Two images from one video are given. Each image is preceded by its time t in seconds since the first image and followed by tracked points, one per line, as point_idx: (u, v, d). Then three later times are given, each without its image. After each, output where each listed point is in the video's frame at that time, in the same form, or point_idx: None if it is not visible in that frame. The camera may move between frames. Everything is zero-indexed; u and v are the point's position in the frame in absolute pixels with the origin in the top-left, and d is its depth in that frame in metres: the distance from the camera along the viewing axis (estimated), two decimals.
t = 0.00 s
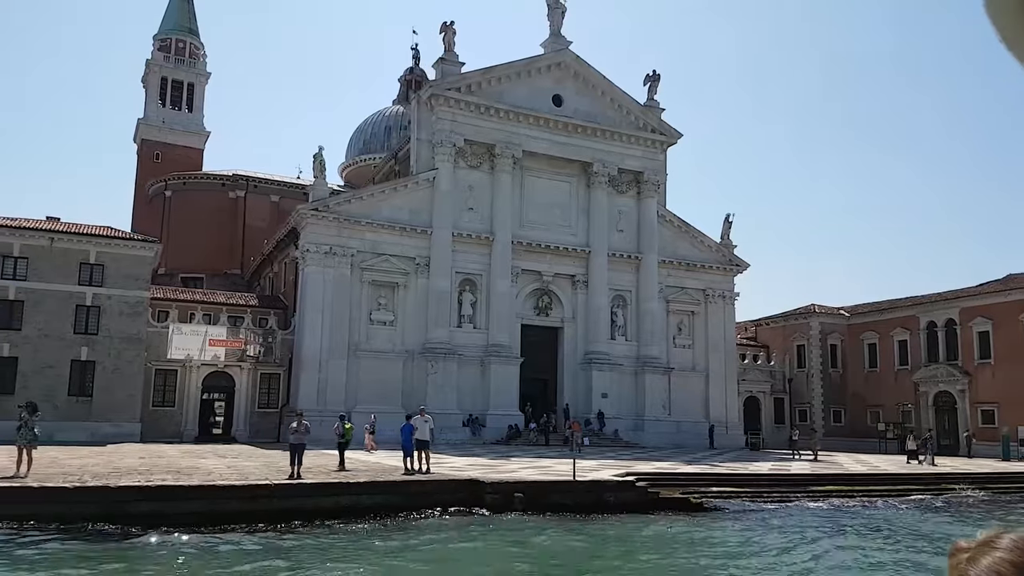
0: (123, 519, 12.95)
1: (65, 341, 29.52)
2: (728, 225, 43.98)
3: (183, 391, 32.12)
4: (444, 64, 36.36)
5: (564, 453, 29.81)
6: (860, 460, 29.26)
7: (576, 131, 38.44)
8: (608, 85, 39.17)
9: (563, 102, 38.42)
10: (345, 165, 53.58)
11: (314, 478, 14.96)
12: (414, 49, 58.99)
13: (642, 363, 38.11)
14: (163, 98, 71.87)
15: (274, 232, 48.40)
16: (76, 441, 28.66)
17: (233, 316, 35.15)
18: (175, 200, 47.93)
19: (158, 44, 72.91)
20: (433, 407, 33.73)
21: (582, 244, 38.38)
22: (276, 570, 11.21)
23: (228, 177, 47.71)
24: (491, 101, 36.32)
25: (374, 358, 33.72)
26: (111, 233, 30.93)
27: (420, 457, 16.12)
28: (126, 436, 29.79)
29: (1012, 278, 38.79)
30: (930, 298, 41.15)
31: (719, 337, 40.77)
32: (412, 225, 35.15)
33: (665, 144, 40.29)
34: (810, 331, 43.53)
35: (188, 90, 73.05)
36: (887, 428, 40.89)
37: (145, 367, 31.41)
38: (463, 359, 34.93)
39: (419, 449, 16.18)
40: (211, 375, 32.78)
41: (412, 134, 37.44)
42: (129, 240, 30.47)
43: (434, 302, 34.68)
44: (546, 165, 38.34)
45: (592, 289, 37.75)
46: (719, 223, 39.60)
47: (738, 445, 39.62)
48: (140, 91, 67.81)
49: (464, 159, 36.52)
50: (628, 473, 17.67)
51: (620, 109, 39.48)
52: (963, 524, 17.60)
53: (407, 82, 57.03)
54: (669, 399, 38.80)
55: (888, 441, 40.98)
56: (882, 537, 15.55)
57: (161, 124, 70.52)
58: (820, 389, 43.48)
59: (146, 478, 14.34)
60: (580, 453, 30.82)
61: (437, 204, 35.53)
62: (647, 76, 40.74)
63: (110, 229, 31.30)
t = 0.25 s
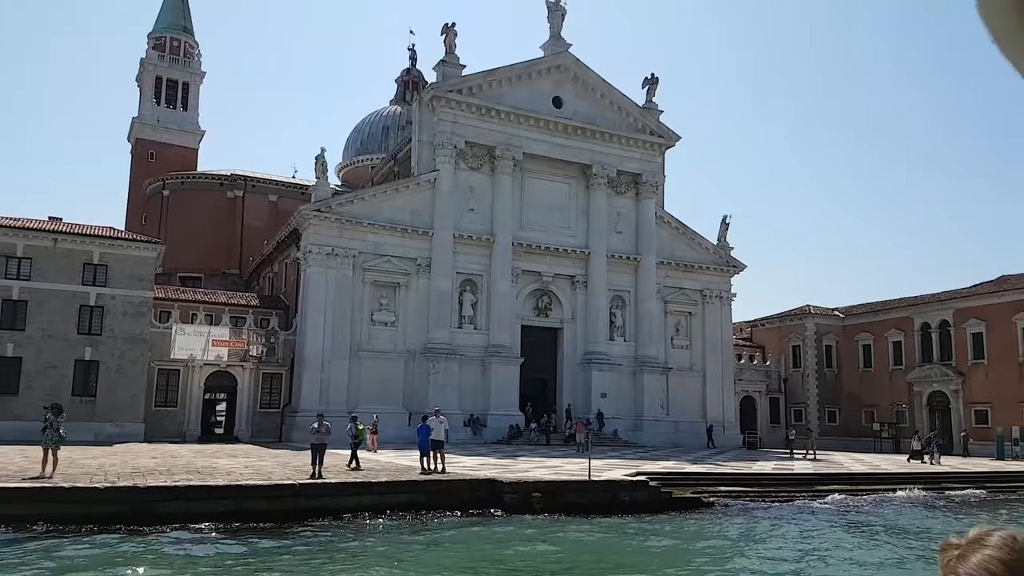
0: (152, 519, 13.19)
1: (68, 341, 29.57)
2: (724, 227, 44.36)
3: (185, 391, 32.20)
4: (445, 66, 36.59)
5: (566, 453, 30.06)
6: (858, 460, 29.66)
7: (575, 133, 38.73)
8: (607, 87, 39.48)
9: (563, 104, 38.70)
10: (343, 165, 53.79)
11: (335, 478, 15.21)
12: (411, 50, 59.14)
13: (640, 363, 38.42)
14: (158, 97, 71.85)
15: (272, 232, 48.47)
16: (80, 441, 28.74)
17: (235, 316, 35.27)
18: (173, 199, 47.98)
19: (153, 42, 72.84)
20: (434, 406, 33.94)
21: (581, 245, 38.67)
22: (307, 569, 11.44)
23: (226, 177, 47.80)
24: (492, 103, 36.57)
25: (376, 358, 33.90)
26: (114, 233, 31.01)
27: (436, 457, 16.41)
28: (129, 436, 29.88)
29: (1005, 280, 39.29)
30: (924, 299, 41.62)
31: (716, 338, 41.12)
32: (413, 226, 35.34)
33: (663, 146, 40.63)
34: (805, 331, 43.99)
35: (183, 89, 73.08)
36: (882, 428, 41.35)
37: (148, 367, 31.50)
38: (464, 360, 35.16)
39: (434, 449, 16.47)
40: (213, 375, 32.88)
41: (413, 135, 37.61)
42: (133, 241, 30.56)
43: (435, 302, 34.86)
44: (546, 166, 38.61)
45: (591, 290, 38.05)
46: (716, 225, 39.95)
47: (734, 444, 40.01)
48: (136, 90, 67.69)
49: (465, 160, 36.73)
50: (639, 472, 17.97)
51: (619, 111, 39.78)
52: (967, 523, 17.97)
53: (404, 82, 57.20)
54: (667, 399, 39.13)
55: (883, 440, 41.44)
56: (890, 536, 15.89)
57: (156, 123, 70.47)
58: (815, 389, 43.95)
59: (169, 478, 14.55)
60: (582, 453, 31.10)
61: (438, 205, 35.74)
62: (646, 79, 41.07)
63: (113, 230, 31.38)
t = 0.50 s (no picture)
0: (183, 519, 13.49)
1: (73, 341, 29.63)
2: (721, 228, 44.78)
3: (189, 391, 32.28)
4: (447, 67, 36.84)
5: (568, 452, 30.35)
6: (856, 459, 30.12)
7: (575, 135, 39.04)
8: (607, 89, 39.81)
9: (562, 106, 39.01)
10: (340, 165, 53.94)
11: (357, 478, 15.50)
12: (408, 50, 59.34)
13: (639, 363, 38.76)
14: (152, 96, 71.77)
15: (270, 232, 48.57)
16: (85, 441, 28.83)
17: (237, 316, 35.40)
18: (171, 199, 48.00)
19: (147, 41, 72.74)
20: (436, 406, 34.18)
21: (581, 246, 38.99)
22: (340, 566, 11.70)
23: (224, 177, 47.86)
24: (493, 105, 36.85)
25: (378, 358, 34.10)
26: (118, 234, 31.08)
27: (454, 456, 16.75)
28: (134, 435, 29.97)
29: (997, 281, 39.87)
30: (918, 300, 42.15)
31: (713, 338, 41.53)
32: (414, 227, 35.56)
33: (661, 148, 41.00)
34: (800, 332, 44.51)
35: (177, 88, 73.03)
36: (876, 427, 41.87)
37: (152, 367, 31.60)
38: (465, 360, 35.41)
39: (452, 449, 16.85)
40: (216, 375, 32.99)
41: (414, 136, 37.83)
42: (137, 241, 30.65)
43: (436, 303, 35.08)
44: (546, 168, 38.90)
45: (590, 291, 38.39)
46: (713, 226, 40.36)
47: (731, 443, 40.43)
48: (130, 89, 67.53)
49: (466, 162, 36.97)
50: (651, 471, 18.31)
51: (618, 113, 40.12)
52: (970, 521, 18.37)
53: (401, 82, 57.36)
54: (665, 398, 39.50)
55: (877, 440, 41.96)
56: (899, 533, 16.26)
57: (149, 121, 70.40)
58: (810, 389, 44.47)
59: (195, 477, 14.81)
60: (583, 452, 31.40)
61: (440, 206, 35.98)
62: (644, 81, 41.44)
63: (117, 230, 31.45)
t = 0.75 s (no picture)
0: (208, 517, 13.78)
1: (77, 341, 29.73)
2: (717, 229, 45.16)
3: (191, 391, 32.38)
4: (448, 69, 37.08)
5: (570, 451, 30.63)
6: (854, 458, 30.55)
7: (575, 137, 39.33)
8: (606, 91, 40.12)
9: (562, 107, 39.29)
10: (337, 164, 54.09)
11: (376, 477, 15.78)
12: (405, 50, 59.48)
13: (637, 363, 39.07)
14: (146, 94, 71.68)
15: (268, 232, 48.67)
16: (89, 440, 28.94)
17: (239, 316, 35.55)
18: (168, 198, 48.05)
19: (141, 39, 72.59)
20: (438, 406, 34.41)
21: (580, 247, 39.28)
22: (367, 564, 11.96)
23: (222, 176, 47.93)
24: (494, 106, 37.11)
25: (379, 358, 34.31)
26: (122, 234, 31.17)
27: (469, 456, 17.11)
28: (138, 435, 30.09)
29: (990, 282, 40.38)
30: (912, 301, 42.63)
31: (710, 338, 41.89)
32: (416, 227, 35.77)
33: (659, 150, 41.33)
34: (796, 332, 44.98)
35: (172, 86, 72.95)
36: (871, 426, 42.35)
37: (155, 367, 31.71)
38: (466, 360, 35.65)
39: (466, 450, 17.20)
40: (218, 374, 33.12)
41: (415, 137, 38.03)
42: (141, 241, 30.74)
43: (438, 303, 35.30)
44: (546, 169, 39.17)
45: (590, 291, 38.70)
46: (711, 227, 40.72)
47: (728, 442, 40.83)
48: (126, 87, 67.44)
49: (467, 163, 37.21)
50: (659, 470, 18.66)
51: (617, 115, 40.42)
52: (972, 518, 18.74)
53: (398, 82, 57.51)
54: (663, 398, 39.83)
55: (872, 439, 42.43)
56: (905, 531, 16.61)
57: (145, 120, 70.34)
58: (805, 389, 44.96)
59: (217, 476, 15.05)
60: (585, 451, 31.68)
61: (441, 207, 36.20)
62: (643, 83, 41.77)
63: (120, 230, 31.54)
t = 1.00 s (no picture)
0: (236, 514, 14.08)
1: (82, 340, 29.84)
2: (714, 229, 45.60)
3: (195, 390, 32.54)
4: (450, 70, 37.36)
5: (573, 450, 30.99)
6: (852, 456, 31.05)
7: (574, 138, 39.67)
8: (605, 93, 40.49)
9: (562, 109, 39.62)
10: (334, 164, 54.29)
11: (398, 475, 16.13)
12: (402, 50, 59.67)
13: (636, 363, 39.44)
14: (140, 92, 71.63)
15: (266, 231, 48.81)
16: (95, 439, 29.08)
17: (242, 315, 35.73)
18: (166, 197, 48.11)
19: (135, 37, 72.52)
20: (439, 405, 34.70)
21: (579, 247, 39.64)
22: (398, 560, 12.28)
23: (220, 176, 48.01)
24: (495, 108, 37.41)
25: (382, 357, 34.56)
26: (126, 233, 31.26)
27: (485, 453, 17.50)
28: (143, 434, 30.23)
29: (983, 282, 40.98)
30: (905, 301, 43.18)
31: (707, 338, 42.32)
32: (418, 227, 36.03)
33: (657, 151, 41.73)
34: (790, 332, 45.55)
35: (166, 84, 72.91)
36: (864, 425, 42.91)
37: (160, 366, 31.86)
38: (467, 359, 35.94)
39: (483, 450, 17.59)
40: (221, 374, 33.29)
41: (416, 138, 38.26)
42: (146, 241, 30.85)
43: (439, 303, 35.59)
44: (546, 170, 39.50)
45: (589, 291, 39.06)
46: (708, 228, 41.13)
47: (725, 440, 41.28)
48: (121, 85, 67.33)
49: (468, 163, 37.51)
50: (669, 468, 19.05)
51: (616, 117, 40.79)
52: (975, 514, 19.19)
53: (395, 82, 57.64)
54: (661, 397, 40.23)
55: (866, 437, 42.97)
56: (912, 527, 17.03)
57: (139, 118, 70.28)
58: (800, 388, 45.56)
59: (243, 474, 15.36)
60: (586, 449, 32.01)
61: (442, 207, 36.48)
62: (641, 85, 42.16)
63: (125, 229, 31.62)
